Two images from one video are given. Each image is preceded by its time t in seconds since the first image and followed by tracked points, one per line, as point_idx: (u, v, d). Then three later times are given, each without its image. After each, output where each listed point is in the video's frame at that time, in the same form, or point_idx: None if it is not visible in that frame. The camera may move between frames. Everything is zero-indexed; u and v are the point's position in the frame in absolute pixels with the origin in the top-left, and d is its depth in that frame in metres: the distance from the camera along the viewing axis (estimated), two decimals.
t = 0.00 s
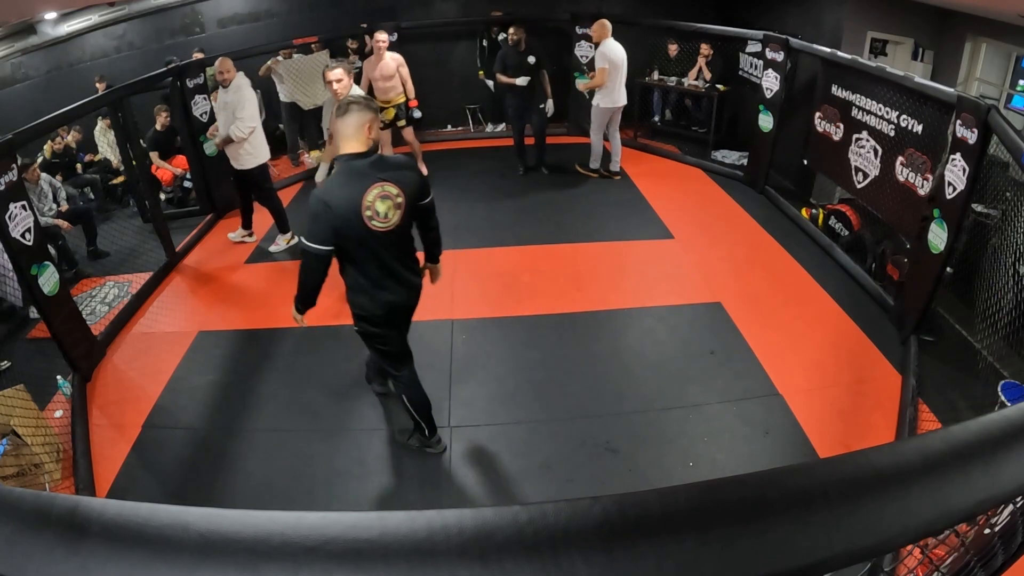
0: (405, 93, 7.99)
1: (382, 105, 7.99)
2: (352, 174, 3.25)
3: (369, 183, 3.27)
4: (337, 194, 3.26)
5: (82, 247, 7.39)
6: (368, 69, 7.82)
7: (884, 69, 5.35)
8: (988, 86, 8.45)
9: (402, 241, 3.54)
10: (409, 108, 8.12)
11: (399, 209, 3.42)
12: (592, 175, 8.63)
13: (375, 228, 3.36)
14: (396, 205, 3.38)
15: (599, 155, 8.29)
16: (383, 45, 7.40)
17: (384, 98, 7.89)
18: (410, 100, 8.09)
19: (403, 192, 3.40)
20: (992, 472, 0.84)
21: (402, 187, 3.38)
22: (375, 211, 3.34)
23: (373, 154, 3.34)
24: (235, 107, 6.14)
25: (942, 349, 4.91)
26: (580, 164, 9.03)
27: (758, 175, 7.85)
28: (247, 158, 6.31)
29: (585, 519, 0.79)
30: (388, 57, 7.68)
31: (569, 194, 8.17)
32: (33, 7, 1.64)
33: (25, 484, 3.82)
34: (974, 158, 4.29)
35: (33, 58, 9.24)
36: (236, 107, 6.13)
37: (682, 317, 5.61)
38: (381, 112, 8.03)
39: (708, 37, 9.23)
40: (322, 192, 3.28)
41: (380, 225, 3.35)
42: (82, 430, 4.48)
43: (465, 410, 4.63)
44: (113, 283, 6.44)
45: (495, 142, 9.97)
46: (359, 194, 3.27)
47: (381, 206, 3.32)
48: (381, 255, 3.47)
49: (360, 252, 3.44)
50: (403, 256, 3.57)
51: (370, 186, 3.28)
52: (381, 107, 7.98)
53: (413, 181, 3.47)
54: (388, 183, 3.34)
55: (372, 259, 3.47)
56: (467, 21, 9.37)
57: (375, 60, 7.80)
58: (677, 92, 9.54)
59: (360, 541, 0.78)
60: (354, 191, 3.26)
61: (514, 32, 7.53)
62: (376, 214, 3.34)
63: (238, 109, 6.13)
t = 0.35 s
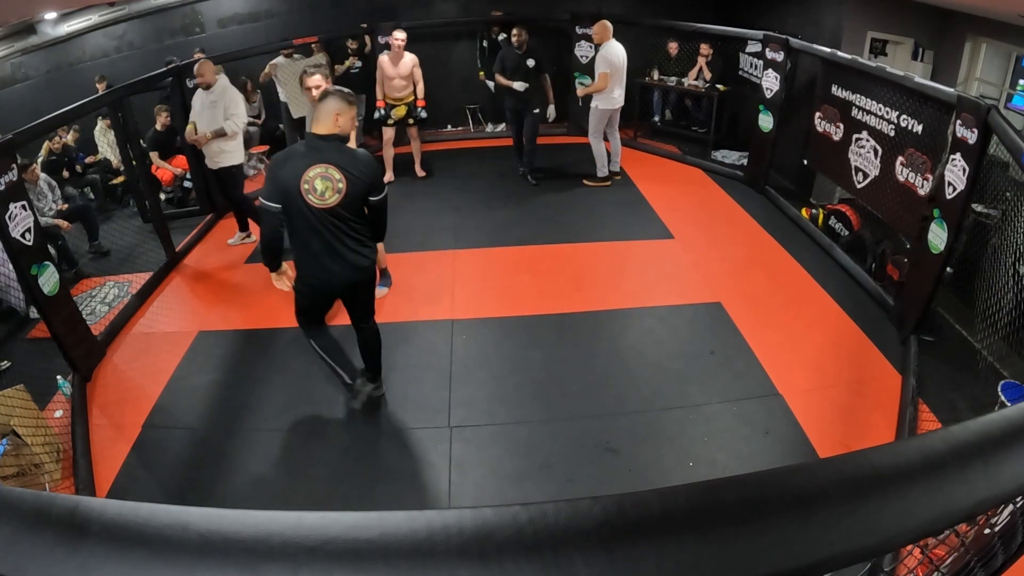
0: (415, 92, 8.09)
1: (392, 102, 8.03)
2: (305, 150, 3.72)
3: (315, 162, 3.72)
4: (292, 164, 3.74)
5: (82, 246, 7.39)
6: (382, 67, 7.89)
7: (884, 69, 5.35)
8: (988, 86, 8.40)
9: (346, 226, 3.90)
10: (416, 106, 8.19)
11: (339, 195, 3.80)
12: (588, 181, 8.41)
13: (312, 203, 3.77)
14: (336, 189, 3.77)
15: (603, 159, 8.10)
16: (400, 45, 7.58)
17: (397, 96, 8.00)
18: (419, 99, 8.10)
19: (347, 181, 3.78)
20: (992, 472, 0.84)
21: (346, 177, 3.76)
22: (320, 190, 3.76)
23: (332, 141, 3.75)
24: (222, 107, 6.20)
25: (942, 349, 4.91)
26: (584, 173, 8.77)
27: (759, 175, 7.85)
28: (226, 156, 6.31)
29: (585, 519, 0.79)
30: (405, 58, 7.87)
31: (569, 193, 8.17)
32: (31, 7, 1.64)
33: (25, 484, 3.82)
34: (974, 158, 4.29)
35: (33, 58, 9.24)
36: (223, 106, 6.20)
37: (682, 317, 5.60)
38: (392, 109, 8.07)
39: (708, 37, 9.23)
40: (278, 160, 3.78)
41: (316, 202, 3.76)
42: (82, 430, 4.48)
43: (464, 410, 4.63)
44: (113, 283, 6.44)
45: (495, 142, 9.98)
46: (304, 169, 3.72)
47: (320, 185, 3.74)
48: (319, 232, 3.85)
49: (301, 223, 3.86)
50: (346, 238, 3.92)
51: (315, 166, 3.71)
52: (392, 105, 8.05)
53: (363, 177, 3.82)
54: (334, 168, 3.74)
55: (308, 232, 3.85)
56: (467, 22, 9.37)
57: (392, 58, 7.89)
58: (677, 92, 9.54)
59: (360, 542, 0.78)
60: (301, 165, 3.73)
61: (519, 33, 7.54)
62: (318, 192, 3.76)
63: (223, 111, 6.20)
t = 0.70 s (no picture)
0: (417, 92, 8.13)
1: (393, 102, 8.02)
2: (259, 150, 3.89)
3: (268, 163, 3.90)
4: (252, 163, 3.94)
5: (82, 246, 7.39)
6: (387, 64, 7.88)
7: (884, 69, 5.35)
8: (988, 86, 8.39)
9: (304, 221, 4.07)
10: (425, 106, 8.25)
11: (294, 192, 3.98)
12: (589, 183, 8.34)
13: (268, 201, 3.98)
14: (290, 187, 3.95)
15: (604, 159, 8.04)
16: (405, 44, 7.64)
17: (398, 95, 7.99)
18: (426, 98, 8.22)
19: (299, 178, 3.95)
20: (992, 472, 0.84)
21: (299, 176, 3.94)
22: (275, 189, 3.96)
23: (284, 141, 3.92)
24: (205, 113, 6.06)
25: (942, 349, 4.91)
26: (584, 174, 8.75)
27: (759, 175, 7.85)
28: (205, 160, 6.25)
29: (585, 518, 0.79)
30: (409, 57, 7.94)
31: (569, 194, 8.17)
32: (30, 8, 1.63)
33: (25, 484, 3.82)
34: (974, 158, 4.29)
35: (33, 58, 9.22)
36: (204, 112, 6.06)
37: (682, 317, 5.60)
38: (392, 108, 8.06)
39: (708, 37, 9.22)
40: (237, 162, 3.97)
41: (273, 200, 3.96)
42: (82, 430, 4.48)
43: (464, 410, 4.63)
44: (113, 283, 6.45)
45: (494, 142, 9.98)
46: (258, 170, 3.93)
47: (274, 184, 3.93)
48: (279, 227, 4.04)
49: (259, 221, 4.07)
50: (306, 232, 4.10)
51: (269, 165, 3.90)
52: (392, 103, 8.03)
53: (316, 174, 3.98)
54: (287, 167, 3.93)
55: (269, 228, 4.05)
56: (467, 21, 9.37)
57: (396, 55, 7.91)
58: (677, 91, 9.54)
59: (360, 541, 0.78)
60: (258, 166, 3.92)
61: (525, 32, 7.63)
62: (273, 190, 3.96)
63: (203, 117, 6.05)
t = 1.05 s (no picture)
0: (410, 90, 8.14)
1: (390, 102, 8.02)
2: (211, 144, 4.13)
3: (223, 155, 4.15)
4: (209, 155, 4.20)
5: (82, 246, 7.39)
6: (381, 64, 7.85)
7: (884, 69, 5.35)
8: (988, 86, 8.38)
9: (264, 205, 4.36)
10: (415, 103, 8.23)
11: (250, 179, 4.26)
12: (590, 181, 8.37)
13: (227, 190, 4.23)
14: (246, 175, 4.23)
15: (605, 159, 8.03)
16: (397, 42, 7.60)
17: (395, 95, 7.99)
18: (418, 95, 8.17)
19: (253, 165, 4.22)
20: (991, 472, 0.84)
21: (252, 164, 4.22)
22: (233, 180, 4.23)
23: (235, 134, 4.19)
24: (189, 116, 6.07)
25: (942, 349, 4.91)
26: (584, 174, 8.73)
27: (758, 175, 7.85)
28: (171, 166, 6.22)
29: (585, 519, 0.79)
30: (401, 55, 7.91)
31: (569, 194, 8.16)
32: (32, 7, 1.62)
33: (25, 483, 3.82)
34: (974, 158, 4.29)
35: (33, 58, 9.19)
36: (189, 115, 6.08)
37: (682, 317, 5.60)
38: (391, 108, 8.08)
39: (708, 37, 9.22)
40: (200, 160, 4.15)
41: (231, 191, 4.21)
42: (82, 430, 4.48)
43: (464, 410, 4.63)
44: (113, 283, 6.45)
45: (494, 142, 9.98)
46: (214, 163, 4.16)
47: (233, 176, 4.19)
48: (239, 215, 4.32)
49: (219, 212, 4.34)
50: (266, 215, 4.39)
51: (225, 159, 4.14)
52: (391, 104, 8.05)
53: (269, 159, 4.27)
54: (241, 158, 4.19)
55: (230, 216, 4.32)
56: (467, 21, 9.37)
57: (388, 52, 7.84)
58: (677, 91, 9.54)
59: (360, 541, 0.78)
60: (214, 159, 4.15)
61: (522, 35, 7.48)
62: (231, 181, 4.22)
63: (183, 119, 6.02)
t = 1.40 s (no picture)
0: (409, 88, 8.14)
1: (388, 102, 8.03)
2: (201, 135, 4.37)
3: (213, 145, 4.39)
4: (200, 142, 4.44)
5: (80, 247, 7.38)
6: (378, 66, 7.86)
7: (884, 69, 5.35)
8: (988, 86, 8.36)
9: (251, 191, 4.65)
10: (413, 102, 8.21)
11: (239, 167, 4.53)
12: (590, 181, 8.39)
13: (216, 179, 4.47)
14: (235, 162, 4.49)
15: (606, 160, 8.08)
16: (393, 42, 7.58)
17: (394, 94, 8.00)
18: (414, 94, 8.13)
19: (242, 154, 4.49)
20: (991, 473, 0.84)
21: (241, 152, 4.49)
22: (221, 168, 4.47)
23: (225, 126, 4.42)
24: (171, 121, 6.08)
25: (941, 349, 4.91)
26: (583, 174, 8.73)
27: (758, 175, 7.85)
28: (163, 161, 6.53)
29: (585, 520, 0.79)
30: (398, 55, 7.93)
31: (569, 194, 8.16)
32: (32, 6, 1.62)
33: (25, 484, 3.82)
34: (974, 158, 4.28)
35: (32, 58, 9.25)
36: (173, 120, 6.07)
37: (682, 317, 5.60)
38: (390, 108, 8.06)
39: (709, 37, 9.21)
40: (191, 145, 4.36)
41: (222, 178, 4.46)
42: (82, 430, 4.48)
43: (464, 410, 4.63)
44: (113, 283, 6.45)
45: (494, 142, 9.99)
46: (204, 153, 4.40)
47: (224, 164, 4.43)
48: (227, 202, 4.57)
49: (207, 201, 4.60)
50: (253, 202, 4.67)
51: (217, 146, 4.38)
52: (389, 104, 8.04)
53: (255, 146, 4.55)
54: (230, 148, 4.44)
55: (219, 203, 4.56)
56: (467, 21, 9.37)
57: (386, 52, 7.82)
58: (677, 91, 9.54)
59: (360, 541, 0.78)
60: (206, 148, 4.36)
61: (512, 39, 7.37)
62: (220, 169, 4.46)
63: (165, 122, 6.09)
